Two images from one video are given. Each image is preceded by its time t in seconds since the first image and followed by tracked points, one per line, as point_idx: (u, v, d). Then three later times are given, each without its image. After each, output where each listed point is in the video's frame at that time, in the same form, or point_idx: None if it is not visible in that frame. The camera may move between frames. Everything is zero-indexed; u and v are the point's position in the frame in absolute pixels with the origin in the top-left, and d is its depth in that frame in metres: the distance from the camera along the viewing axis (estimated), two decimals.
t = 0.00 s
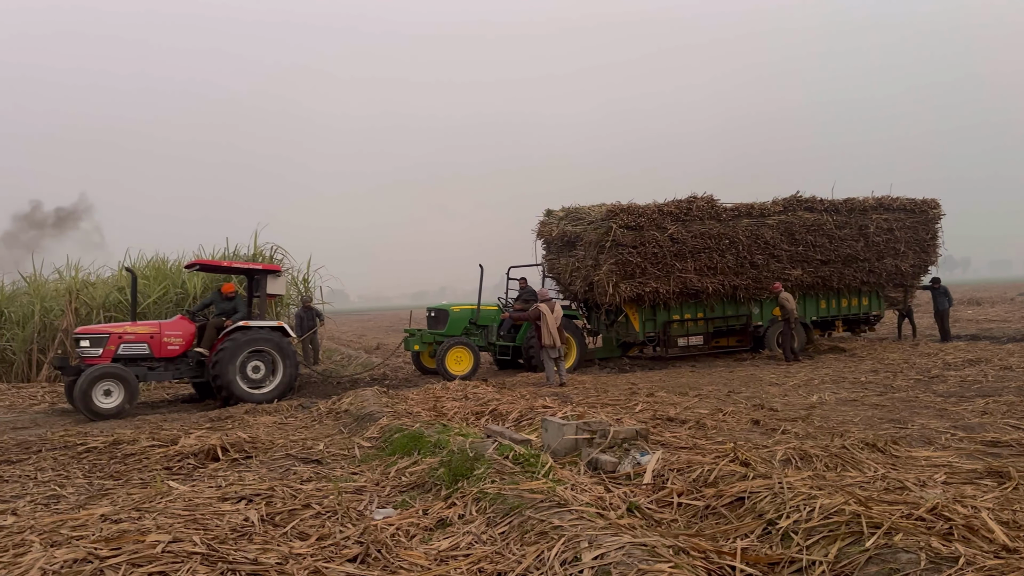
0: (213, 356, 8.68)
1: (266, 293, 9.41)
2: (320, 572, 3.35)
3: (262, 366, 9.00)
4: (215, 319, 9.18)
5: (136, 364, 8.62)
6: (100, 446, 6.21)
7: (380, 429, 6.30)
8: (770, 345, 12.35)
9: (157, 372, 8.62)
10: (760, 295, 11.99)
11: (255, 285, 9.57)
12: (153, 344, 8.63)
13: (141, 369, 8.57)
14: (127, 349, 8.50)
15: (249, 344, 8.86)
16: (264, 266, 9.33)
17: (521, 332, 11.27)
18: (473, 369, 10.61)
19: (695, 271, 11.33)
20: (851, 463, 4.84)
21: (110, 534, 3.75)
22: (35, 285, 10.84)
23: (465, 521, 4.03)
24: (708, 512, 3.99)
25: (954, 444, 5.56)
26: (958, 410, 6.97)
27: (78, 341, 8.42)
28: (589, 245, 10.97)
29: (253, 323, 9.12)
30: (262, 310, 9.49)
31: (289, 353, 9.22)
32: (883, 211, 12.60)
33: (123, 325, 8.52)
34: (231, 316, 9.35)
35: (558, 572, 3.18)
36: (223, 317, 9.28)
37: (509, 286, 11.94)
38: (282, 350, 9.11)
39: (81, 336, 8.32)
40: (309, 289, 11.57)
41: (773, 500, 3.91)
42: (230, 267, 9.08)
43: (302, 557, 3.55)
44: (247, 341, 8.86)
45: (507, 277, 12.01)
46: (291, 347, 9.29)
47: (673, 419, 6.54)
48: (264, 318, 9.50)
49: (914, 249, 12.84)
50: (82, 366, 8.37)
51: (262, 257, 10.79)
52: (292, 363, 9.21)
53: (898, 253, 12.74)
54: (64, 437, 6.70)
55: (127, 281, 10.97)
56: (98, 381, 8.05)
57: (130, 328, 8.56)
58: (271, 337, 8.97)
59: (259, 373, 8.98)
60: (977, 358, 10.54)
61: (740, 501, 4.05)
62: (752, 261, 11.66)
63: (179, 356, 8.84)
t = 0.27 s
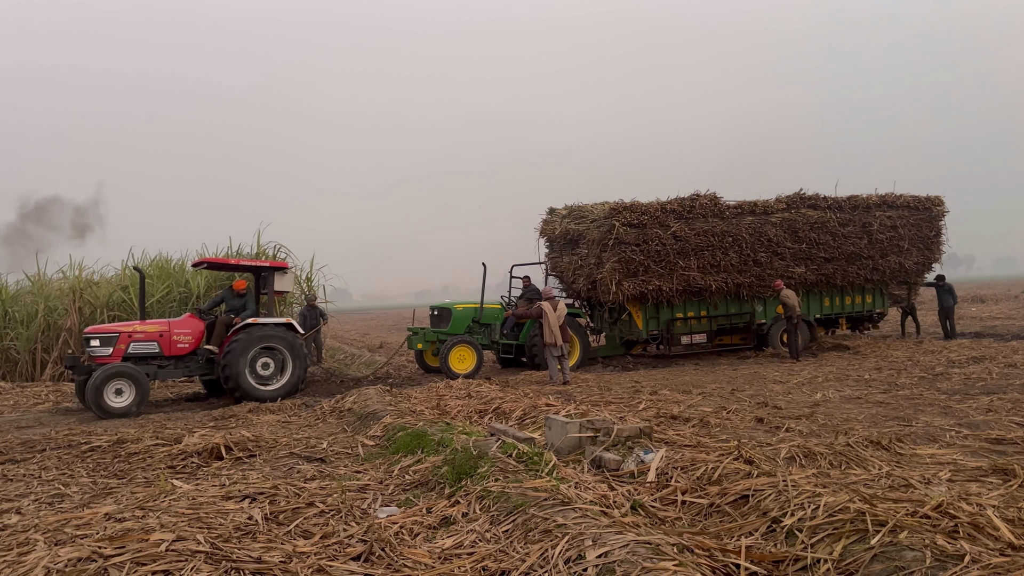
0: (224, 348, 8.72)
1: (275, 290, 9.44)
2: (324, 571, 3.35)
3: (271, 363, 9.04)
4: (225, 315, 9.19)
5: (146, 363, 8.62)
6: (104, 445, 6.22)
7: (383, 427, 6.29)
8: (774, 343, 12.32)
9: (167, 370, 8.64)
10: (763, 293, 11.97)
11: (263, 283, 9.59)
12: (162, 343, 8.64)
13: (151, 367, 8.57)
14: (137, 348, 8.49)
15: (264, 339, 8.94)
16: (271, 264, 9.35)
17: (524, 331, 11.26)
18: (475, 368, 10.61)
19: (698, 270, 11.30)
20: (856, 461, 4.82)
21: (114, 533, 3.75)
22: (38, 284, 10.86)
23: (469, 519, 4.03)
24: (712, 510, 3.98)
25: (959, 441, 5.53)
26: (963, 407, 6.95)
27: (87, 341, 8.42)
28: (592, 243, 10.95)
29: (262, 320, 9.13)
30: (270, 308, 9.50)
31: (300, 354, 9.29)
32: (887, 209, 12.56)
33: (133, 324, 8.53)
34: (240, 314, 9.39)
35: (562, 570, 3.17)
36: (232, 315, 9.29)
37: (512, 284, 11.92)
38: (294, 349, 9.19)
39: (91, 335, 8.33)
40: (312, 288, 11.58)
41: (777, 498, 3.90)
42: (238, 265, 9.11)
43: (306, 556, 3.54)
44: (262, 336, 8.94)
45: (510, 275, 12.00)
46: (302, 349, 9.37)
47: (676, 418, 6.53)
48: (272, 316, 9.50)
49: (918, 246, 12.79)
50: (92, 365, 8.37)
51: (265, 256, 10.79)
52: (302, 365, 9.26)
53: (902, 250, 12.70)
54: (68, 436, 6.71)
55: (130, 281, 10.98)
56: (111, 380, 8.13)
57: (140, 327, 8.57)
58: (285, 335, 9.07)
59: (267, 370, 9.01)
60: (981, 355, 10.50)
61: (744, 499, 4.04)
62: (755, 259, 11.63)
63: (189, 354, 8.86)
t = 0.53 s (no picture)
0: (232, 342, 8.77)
1: (279, 287, 9.42)
2: (324, 569, 3.34)
3: (276, 361, 9.07)
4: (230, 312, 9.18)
5: (152, 360, 8.66)
6: (103, 444, 6.21)
7: (383, 426, 6.28)
8: (774, 342, 12.33)
9: (173, 368, 8.65)
10: (763, 291, 11.96)
11: (267, 280, 9.58)
12: (169, 341, 8.67)
13: (158, 365, 8.60)
14: (144, 347, 8.53)
15: (273, 336, 8.98)
16: (275, 261, 9.33)
17: (525, 329, 11.25)
18: (475, 367, 10.60)
19: (698, 268, 11.29)
20: (856, 459, 4.82)
21: (113, 532, 3.74)
22: (38, 284, 10.85)
23: (469, 518, 4.02)
24: (713, 508, 3.98)
25: (959, 439, 5.53)
26: (963, 405, 6.94)
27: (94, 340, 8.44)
28: (592, 242, 10.94)
29: (267, 318, 9.11)
30: (274, 305, 9.48)
31: (307, 356, 9.30)
32: (887, 207, 12.56)
33: (139, 323, 8.55)
34: (244, 311, 9.37)
35: (562, 569, 3.16)
36: (237, 312, 9.27)
37: (512, 283, 11.91)
38: (301, 350, 9.23)
39: (97, 334, 8.35)
40: (312, 287, 11.56)
41: (777, 496, 3.89)
42: (242, 263, 9.08)
43: (306, 555, 3.54)
44: (272, 333, 8.99)
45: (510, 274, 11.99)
46: (309, 352, 9.41)
47: (676, 416, 6.52)
48: (276, 313, 9.46)
49: (917, 244, 12.79)
50: (98, 365, 8.37)
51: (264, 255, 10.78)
52: (306, 369, 9.27)
53: (902, 249, 12.69)
54: (67, 436, 6.70)
55: (130, 280, 10.97)
56: (120, 379, 8.15)
57: (146, 325, 8.59)
58: (295, 334, 9.15)
59: (271, 367, 9.02)
60: (981, 353, 10.50)
61: (745, 497, 4.03)
62: (755, 257, 11.63)
63: (195, 352, 8.89)
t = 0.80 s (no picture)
0: (237, 338, 8.81)
1: (281, 286, 9.45)
2: (324, 569, 3.34)
3: (279, 359, 9.08)
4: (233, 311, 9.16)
5: (155, 360, 8.67)
6: (103, 443, 6.21)
7: (384, 425, 6.28)
8: (774, 340, 12.34)
9: (176, 367, 8.66)
10: (763, 289, 11.97)
11: (269, 278, 9.61)
12: (171, 340, 8.67)
13: (161, 364, 8.61)
14: (146, 346, 8.53)
15: (278, 334, 9.02)
16: (277, 259, 9.37)
17: (525, 328, 11.25)
18: (475, 366, 10.60)
19: (698, 267, 11.29)
20: (856, 458, 4.82)
21: (113, 532, 3.74)
22: (38, 284, 10.85)
23: (469, 517, 4.02)
24: (713, 507, 3.98)
25: (959, 438, 5.53)
26: (963, 404, 6.94)
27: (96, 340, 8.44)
28: (592, 240, 10.93)
29: (270, 316, 9.11)
30: (277, 304, 9.50)
31: (310, 357, 9.31)
32: (886, 205, 12.55)
33: (141, 322, 8.55)
34: (247, 309, 9.37)
35: (562, 568, 3.16)
36: (240, 310, 9.26)
37: (511, 282, 11.91)
38: (305, 350, 9.24)
39: (100, 334, 8.34)
40: (312, 286, 11.56)
41: (778, 494, 3.89)
42: (243, 262, 9.10)
43: (306, 554, 3.54)
44: (277, 331, 9.03)
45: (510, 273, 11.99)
46: (312, 354, 9.41)
47: (677, 415, 6.52)
48: (279, 311, 9.49)
49: (917, 243, 12.79)
50: (102, 365, 8.38)
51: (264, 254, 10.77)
52: (308, 370, 9.27)
53: (902, 247, 12.69)
54: (67, 435, 6.69)
55: (129, 279, 10.97)
56: (126, 378, 8.18)
57: (148, 325, 8.59)
58: (300, 333, 9.18)
59: (274, 365, 9.03)
60: (981, 352, 10.50)
61: (745, 495, 4.03)
62: (755, 255, 11.63)
63: (198, 351, 8.89)
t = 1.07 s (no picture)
0: (242, 337, 8.84)
1: (284, 286, 9.43)
2: (326, 569, 3.34)
3: (282, 359, 9.07)
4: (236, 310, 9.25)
5: (159, 360, 8.67)
6: (105, 444, 6.22)
7: (385, 426, 6.29)
8: (776, 340, 12.33)
9: (180, 367, 8.67)
10: (764, 289, 11.96)
11: (272, 278, 9.61)
12: (175, 341, 8.67)
13: (165, 365, 8.61)
14: (150, 347, 8.53)
15: (283, 335, 9.04)
16: (280, 259, 9.37)
17: (526, 328, 11.25)
18: (477, 366, 10.60)
19: (699, 267, 11.28)
20: (858, 458, 4.82)
21: (115, 532, 3.75)
22: (39, 284, 10.86)
23: (471, 517, 4.02)
24: (715, 507, 3.98)
25: (961, 438, 5.52)
26: (965, 404, 6.93)
27: (99, 340, 8.41)
28: (593, 241, 10.93)
29: (273, 317, 9.13)
30: (280, 304, 9.51)
31: (313, 360, 9.29)
32: (888, 205, 12.54)
33: (145, 323, 8.54)
34: (250, 309, 9.44)
35: (564, 569, 3.16)
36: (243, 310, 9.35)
37: (513, 282, 11.91)
38: (310, 352, 9.25)
39: (103, 334, 8.31)
40: (313, 286, 11.57)
41: (779, 495, 3.89)
42: (246, 262, 9.10)
43: (308, 555, 3.54)
44: (283, 331, 9.04)
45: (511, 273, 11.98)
46: (317, 357, 9.40)
47: (678, 415, 6.51)
48: (282, 311, 9.51)
49: (919, 243, 12.78)
50: (106, 365, 8.38)
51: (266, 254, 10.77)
52: (311, 372, 9.27)
53: (904, 247, 12.68)
54: (69, 436, 6.70)
55: (131, 280, 10.98)
56: (132, 379, 8.19)
57: (152, 325, 8.59)
58: (306, 335, 9.19)
59: (277, 365, 9.02)
60: (983, 352, 10.49)
61: (747, 496, 4.03)
62: (757, 256, 11.62)
63: (201, 351, 8.91)
